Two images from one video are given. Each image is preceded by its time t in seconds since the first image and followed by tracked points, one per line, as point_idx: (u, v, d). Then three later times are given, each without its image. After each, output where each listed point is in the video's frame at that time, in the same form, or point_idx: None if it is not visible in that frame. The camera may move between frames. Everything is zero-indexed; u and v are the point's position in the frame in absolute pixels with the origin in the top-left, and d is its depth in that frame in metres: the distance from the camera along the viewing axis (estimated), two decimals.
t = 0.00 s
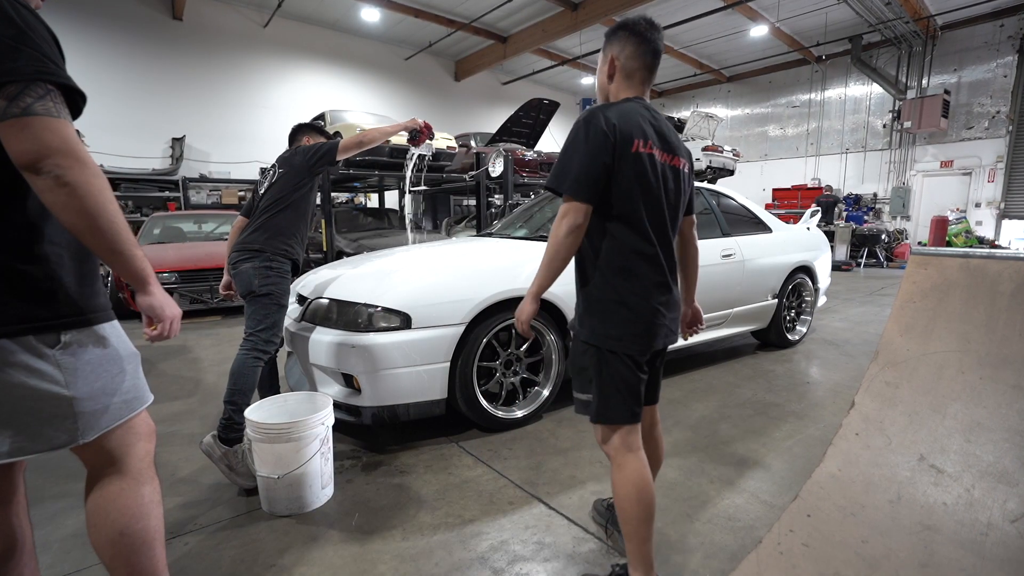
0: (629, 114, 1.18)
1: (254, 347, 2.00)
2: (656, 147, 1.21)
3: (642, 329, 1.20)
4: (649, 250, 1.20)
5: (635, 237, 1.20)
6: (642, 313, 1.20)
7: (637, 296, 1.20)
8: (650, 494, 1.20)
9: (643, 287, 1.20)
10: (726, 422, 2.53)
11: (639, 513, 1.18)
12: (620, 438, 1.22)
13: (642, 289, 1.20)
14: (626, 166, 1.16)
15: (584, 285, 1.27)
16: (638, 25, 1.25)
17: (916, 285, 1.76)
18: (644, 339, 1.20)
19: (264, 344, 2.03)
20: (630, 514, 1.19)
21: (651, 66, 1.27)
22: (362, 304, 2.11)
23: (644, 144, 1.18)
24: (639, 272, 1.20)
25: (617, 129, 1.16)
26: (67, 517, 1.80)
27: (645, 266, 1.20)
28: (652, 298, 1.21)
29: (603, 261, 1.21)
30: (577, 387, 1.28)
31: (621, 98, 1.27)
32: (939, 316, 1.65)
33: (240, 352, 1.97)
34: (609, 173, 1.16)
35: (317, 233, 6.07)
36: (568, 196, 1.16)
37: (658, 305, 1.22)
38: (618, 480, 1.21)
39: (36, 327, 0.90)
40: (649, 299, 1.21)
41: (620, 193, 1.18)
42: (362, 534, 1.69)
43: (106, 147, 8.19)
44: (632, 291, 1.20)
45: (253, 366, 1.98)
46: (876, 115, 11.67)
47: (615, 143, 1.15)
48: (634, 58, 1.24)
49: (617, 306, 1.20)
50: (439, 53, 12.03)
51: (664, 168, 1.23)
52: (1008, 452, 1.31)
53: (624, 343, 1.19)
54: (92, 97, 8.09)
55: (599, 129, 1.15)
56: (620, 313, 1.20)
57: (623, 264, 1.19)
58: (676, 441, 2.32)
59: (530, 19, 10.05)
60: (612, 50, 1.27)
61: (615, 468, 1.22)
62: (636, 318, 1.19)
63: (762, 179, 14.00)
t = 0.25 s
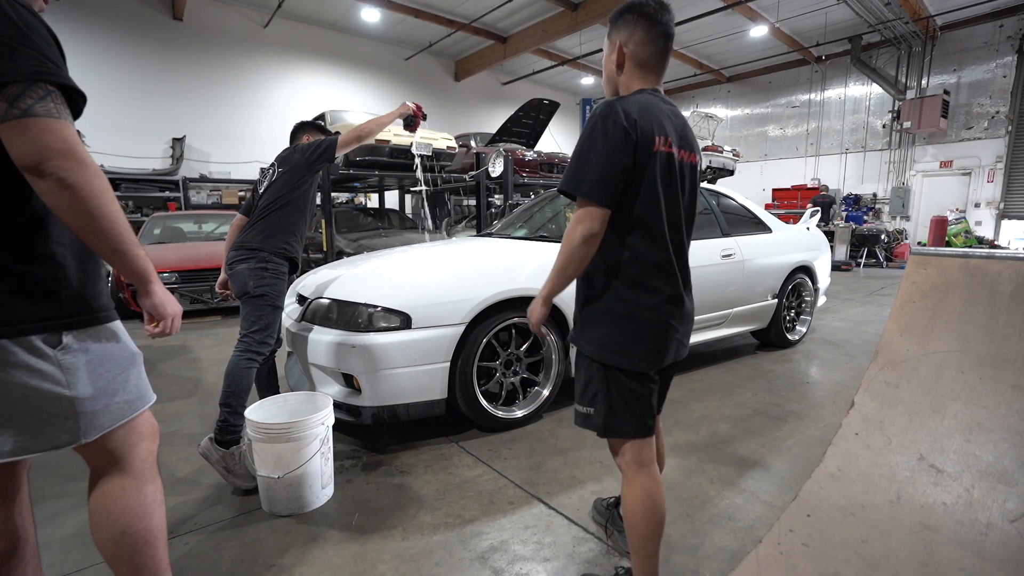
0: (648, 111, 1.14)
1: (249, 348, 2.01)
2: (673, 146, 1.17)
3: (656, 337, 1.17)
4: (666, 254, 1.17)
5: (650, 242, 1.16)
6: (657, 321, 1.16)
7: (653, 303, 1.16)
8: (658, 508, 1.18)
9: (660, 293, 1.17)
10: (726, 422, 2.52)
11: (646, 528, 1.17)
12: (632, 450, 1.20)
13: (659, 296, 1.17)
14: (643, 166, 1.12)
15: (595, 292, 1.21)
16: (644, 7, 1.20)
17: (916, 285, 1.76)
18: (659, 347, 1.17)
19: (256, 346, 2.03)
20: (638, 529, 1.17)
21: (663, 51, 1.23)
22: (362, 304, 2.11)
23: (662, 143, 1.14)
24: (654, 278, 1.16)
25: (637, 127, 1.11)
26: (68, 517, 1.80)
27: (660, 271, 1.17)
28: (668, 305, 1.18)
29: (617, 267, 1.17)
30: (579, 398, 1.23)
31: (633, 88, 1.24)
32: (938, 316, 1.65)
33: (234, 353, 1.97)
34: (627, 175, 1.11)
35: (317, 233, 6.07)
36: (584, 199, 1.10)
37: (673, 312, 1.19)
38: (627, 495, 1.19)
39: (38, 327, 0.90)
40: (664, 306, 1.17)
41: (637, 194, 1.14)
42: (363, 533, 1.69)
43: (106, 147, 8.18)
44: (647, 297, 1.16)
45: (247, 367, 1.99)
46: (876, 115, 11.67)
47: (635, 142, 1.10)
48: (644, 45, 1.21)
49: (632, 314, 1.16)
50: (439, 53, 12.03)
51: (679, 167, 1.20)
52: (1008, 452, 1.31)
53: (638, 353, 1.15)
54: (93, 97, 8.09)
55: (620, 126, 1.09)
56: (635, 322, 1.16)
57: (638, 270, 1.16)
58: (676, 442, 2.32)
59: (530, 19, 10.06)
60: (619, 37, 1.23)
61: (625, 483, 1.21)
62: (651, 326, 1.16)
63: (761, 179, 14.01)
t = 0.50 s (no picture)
0: (658, 104, 1.07)
1: (240, 352, 2.00)
2: (684, 141, 1.11)
3: (667, 345, 1.12)
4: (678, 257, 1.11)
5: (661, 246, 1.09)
6: (667, 328, 1.12)
7: (663, 311, 1.11)
8: (656, 518, 1.18)
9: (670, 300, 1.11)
10: (726, 422, 2.52)
11: (645, 538, 1.16)
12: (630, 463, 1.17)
13: (669, 303, 1.11)
14: (654, 165, 1.06)
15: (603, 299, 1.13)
16: None
17: (916, 285, 1.76)
18: (670, 355, 1.12)
19: (248, 349, 2.03)
20: (633, 536, 1.17)
21: (661, 38, 1.16)
22: (362, 304, 2.11)
23: (671, 138, 1.07)
24: (664, 285, 1.11)
25: (648, 122, 1.03)
26: (68, 517, 1.80)
27: (671, 276, 1.11)
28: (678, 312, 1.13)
29: (627, 273, 1.11)
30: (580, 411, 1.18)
31: (634, 81, 1.16)
32: (939, 316, 1.65)
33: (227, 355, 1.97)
34: (638, 175, 1.04)
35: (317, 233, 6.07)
36: (592, 204, 1.02)
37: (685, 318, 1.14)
38: (624, 506, 1.19)
39: (41, 326, 0.91)
40: (674, 313, 1.12)
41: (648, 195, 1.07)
42: (363, 533, 1.69)
43: (106, 147, 8.19)
44: (658, 305, 1.11)
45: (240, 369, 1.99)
46: (876, 115, 11.67)
47: (645, 139, 1.03)
48: (641, 33, 1.13)
49: (641, 322, 1.11)
50: (439, 53, 12.03)
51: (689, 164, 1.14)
52: (1009, 452, 1.31)
53: (648, 363, 1.10)
54: (93, 97, 8.10)
55: (630, 122, 1.02)
56: (644, 330, 1.10)
57: (650, 277, 1.10)
58: (676, 442, 2.32)
59: (530, 19, 10.05)
60: (614, 25, 1.15)
61: (621, 493, 1.20)
62: (661, 334, 1.11)
63: (761, 179, 14.02)
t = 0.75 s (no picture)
0: (670, 101, 1.06)
1: (228, 363, 2.04)
2: (696, 142, 1.11)
3: (675, 349, 1.12)
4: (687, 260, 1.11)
5: (672, 250, 1.09)
6: (675, 330, 1.12)
7: (671, 314, 1.11)
8: (659, 521, 1.18)
9: (678, 303, 1.12)
10: (726, 422, 2.53)
11: (647, 541, 1.17)
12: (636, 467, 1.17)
13: (678, 306, 1.11)
14: (667, 164, 1.05)
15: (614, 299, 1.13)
16: None
17: (915, 285, 1.76)
18: (676, 359, 1.13)
19: (237, 358, 2.06)
20: (637, 539, 1.17)
21: (666, 27, 1.15)
22: (363, 304, 2.11)
23: (686, 139, 1.07)
24: (674, 287, 1.11)
25: (662, 121, 1.03)
26: (69, 517, 1.81)
27: (680, 279, 1.11)
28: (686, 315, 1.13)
29: (638, 275, 1.10)
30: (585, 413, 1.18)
31: (642, 71, 1.17)
32: (938, 316, 1.65)
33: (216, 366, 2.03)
34: (653, 176, 1.03)
35: (317, 233, 6.08)
36: (605, 206, 1.00)
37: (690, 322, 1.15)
38: (626, 507, 1.20)
39: (41, 326, 0.91)
40: (682, 316, 1.12)
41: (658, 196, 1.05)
42: (363, 533, 1.69)
43: (106, 147, 8.18)
44: (667, 307, 1.11)
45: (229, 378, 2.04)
46: (875, 116, 11.68)
47: (659, 137, 1.03)
48: (649, 16, 1.13)
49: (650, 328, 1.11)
50: (439, 53, 12.03)
51: (699, 164, 1.15)
52: (1007, 452, 1.31)
53: (655, 367, 1.11)
54: (94, 97, 8.09)
55: (646, 119, 1.01)
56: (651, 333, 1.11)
57: (660, 278, 1.09)
58: (676, 442, 2.32)
59: (530, 19, 10.06)
60: (621, 13, 1.14)
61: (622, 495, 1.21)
62: (669, 338, 1.11)
63: (761, 179, 14.03)
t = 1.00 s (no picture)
0: (657, 101, 1.06)
1: (216, 372, 2.04)
2: (691, 138, 1.09)
3: (675, 351, 1.12)
4: (683, 261, 1.10)
5: (665, 250, 1.09)
6: (672, 333, 1.11)
7: (668, 317, 1.11)
8: (661, 522, 1.19)
9: (676, 305, 1.11)
10: (726, 422, 2.53)
11: (648, 542, 1.17)
12: (636, 469, 1.18)
13: (674, 308, 1.11)
14: (653, 167, 1.06)
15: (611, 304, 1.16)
16: None
17: (914, 286, 1.77)
18: (678, 362, 1.12)
19: (224, 368, 2.06)
20: (638, 537, 1.18)
21: (666, 26, 1.16)
22: (362, 304, 2.12)
23: (676, 135, 1.06)
24: (669, 290, 1.10)
25: (645, 124, 1.04)
26: (70, 516, 1.81)
27: (678, 279, 1.11)
28: (685, 318, 1.12)
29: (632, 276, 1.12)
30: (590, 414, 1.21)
31: (641, 71, 1.18)
32: (937, 316, 1.66)
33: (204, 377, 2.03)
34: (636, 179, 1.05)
35: (317, 233, 6.08)
36: (586, 212, 1.05)
37: (692, 324, 1.13)
38: (628, 508, 1.20)
39: (38, 326, 0.91)
40: (680, 318, 1.12)
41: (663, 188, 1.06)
42: (365, 533, 1.70)
43: (105, 147, 8.16)
44: (663, 310, 1.11)
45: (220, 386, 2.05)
46: (874, 116, 11.70)
47: (642, 141, 1.04)
48: (644, 18, 1.14)
49: (647, 329, 1.11)
50: (439, 54, 12.03)
51: (699, 161, 1.12)
52: (1005, 451, 1.32)
53: (654, 371, 1.11)
54: (94, 97, 8.09)
55: (625, 126, 1.03)
56: (649, 337, 1.11)
57: (653, 281, 1.10)
58: (675, 442, 2.33)
59: (530, 20, 10.07)
60: (616, 15, 1.16)
61: (625, 496, 1.22)
62: (667, 340, 1.11)
63: (761, 180, 14.05)
